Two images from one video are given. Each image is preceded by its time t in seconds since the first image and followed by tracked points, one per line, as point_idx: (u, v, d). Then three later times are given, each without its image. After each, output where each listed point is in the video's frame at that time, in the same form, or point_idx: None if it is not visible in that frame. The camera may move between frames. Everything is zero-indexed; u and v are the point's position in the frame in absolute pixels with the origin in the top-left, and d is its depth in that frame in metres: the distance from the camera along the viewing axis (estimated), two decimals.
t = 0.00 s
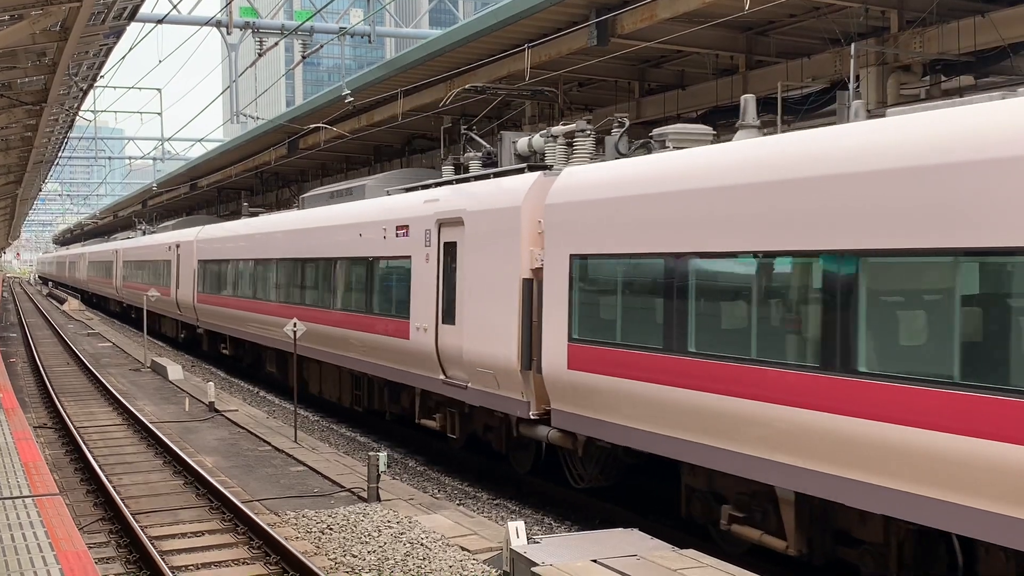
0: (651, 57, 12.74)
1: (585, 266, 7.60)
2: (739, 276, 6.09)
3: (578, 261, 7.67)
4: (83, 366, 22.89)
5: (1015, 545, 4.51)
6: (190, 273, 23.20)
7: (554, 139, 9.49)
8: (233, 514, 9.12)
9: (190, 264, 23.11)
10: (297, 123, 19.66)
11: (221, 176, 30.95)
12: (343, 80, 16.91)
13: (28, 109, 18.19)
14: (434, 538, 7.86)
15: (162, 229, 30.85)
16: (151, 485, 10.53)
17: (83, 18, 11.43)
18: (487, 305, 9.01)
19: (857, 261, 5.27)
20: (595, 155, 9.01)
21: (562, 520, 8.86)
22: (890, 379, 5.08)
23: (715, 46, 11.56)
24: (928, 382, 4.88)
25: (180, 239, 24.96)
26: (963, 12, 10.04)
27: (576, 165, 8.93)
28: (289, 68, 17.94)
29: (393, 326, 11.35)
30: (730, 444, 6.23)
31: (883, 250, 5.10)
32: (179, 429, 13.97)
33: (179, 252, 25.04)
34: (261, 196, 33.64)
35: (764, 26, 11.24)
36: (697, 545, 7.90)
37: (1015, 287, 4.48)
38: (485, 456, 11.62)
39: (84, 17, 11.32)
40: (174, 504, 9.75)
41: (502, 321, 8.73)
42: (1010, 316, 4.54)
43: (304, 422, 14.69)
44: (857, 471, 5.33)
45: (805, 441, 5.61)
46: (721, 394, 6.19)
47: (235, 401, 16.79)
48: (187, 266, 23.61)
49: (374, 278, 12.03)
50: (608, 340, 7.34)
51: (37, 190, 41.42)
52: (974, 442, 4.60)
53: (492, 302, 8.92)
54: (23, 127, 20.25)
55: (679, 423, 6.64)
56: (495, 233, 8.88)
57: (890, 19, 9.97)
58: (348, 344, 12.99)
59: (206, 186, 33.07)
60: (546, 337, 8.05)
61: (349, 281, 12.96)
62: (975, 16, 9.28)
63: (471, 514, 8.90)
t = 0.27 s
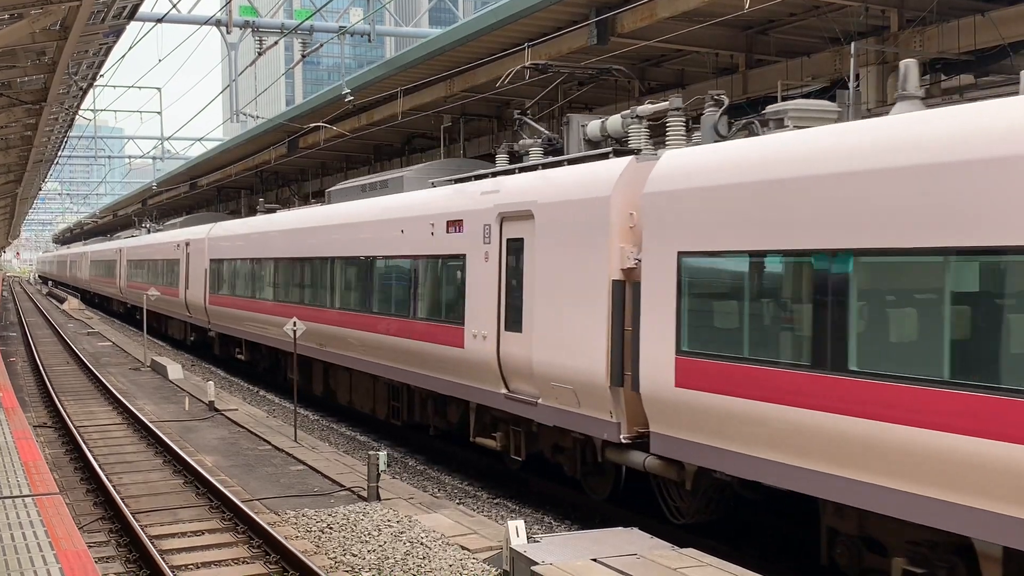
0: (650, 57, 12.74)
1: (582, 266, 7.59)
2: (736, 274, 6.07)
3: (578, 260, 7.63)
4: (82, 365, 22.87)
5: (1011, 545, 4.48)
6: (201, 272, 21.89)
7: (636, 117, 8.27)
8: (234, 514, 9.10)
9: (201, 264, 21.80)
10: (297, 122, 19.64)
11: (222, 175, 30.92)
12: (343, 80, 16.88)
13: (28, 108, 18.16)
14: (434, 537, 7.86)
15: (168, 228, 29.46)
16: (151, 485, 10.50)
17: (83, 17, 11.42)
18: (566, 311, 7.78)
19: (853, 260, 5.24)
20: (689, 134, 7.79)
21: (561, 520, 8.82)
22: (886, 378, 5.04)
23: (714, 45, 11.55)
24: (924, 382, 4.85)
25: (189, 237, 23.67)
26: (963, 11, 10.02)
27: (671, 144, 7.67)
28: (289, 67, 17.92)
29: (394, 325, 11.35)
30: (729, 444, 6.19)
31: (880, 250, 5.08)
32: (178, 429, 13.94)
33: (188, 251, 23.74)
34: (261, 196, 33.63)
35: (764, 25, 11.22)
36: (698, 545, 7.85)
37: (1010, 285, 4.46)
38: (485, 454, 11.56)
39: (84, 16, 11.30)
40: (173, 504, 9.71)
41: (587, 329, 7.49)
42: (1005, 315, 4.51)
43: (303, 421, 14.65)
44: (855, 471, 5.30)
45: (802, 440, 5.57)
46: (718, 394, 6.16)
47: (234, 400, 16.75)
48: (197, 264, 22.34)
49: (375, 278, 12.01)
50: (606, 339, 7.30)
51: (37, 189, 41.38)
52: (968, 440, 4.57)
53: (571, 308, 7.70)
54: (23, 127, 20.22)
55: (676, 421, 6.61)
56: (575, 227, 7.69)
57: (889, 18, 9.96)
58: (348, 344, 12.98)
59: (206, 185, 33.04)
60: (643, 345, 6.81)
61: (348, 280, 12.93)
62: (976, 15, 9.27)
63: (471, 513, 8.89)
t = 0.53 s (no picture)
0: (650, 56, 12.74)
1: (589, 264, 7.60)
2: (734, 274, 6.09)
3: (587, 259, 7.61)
4: (82, 365, 22.84)
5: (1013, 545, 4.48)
6: (213, 272, 20.64)
7: (754, 92, 6.88)
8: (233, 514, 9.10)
9: (214, 265, 20.56)
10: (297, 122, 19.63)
11: (221, 175, 30.90)
12: (343, 79, 16.87)
13: (28, 107, 18.15)
14: (434, 537, 7.86)
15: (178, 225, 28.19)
16: (151, 485, 10.49)
17: (83, 17, 11.41)
18: (682, 322, 6.51)
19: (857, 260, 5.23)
20: (825, 105, 6.51)
21: (562, 519, 8.83)
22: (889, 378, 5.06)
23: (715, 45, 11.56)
24: (929, 381, 4.87)
25: (199, 235, 22.43)
26: (963, 11, 10.04)
27: (805, 124, 6.43)
28: (288, 67, 17.89)
29: (394, 325, 11.34)
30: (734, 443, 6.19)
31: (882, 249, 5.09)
32: (178, 429, 13.93)
33: (198, 249, 22.49)
34: (261, 196, 33.61)
35: (765, 24, 11.23)
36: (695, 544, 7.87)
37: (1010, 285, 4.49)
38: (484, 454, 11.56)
39: (84, 15, 11.30)
40: (173, 504, 9.71)
41: (706, 343, 6.28)
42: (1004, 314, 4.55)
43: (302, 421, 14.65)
44: (858, 471, 5.30)
45: (808, 440, 5.57)
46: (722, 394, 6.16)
47: (234, 400, 16.75)
48: (209, 264, 21.02)
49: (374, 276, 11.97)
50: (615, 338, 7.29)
51: (36, 189, 41.34)
52: (967, 440, 4.60)
53: (690, 310, 6.44)
54: (23, 126, 20.20)
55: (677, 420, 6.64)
56: (685, 223, 6.50)
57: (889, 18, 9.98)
58: (346, 343, 12.98)
59: (206, 185, 33.00)
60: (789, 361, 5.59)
61: (347, 278, 12.89)
62: (976, 14, 9.28)
63: (471, 513, 8.88)
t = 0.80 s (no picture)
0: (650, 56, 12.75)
1: (591, 265, 7.61)
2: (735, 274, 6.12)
3: (590, 259, 7.61)
4: (82, 365, 22.83)
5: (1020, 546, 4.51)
6: (229, 274, 19.31)
7: (927, 55, 5.62)
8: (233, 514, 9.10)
9: (229, 267, 19.23)
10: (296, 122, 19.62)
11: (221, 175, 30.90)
12: (343, 79, 16.86)
13: (28, 108, 18.15)
14: (434, 537, 7.86)
15: (187, 224, 26.81)
16: (151, 485, 10.49)
17: (83, 17, 11.42)
18: (841, 331, 5.32)
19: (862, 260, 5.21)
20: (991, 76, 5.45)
21: (562, 519, 8.83)
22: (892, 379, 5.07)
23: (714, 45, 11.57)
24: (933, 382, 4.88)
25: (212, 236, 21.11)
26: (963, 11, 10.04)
27: (999, 93, 5.17)
28: (288, 67, 17.87)
29: (393, 325, 11.33)
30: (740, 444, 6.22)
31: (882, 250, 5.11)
32: (178, 429, 13.93)
33: (211, 249, 21.16)
34: (261, 196, 33.59)
35: (765, 24, 11.24)
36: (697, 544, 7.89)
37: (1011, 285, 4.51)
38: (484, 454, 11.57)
39: (84, 15, 11.30)
40: (173, 504, 9.71)
41: (882, 359, 5.06)
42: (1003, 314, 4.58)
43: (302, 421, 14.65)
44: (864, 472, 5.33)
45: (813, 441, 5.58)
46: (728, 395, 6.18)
47: (234, 400, 16.75)
48: (224, 265, 19.70)
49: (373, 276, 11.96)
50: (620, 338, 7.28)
51: (36, 189, 41.34)
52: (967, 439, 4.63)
53: (785, 338, 5.69)
54: (23, 127, 20.19)
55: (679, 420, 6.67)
56: (847, 212, 5.29)
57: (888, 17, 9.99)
58: (345, 342, 12.98)
59: (206, 185, 32.98)
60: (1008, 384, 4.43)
61: (346, 277, 12.88)
62: (976, 14, 9.28)
63: (471, 513, 8.88)
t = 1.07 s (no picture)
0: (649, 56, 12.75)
1: (592, 265, 7.62)
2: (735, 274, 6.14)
3: (591, 259, 7.62)
4: (82, 365, 22.85)
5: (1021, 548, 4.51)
6: (246, 275, 17.97)
7: None
8: (232, 514, 9.11)
9: (246, 268, 17.89)
10: (296, 122, 19.62)
11: (221, 175, 30.89)
12: (342, 79, 16.84)
13: (28, 108, 18.14)
14: (434, 537, 7.86)
15: (196, 223, 25.38)
16: (150, 485, 10.51)
17: (83, 18, 11.42)
18: None
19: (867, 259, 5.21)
20: None
21: (562, 519, 8.83)
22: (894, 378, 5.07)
23: (714, 45, 11.57)
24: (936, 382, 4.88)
25: (226, 235, 19.75)
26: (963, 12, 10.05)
27: None
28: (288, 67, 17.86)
29: (392, 325, 11.34)
30: (740, 443, 6.21)
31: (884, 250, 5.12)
32: (178, 429, 13.94)
33: (226, 249, 19.80)
34: (261, 196, 33.58)
35: (764, 25, 11.24)
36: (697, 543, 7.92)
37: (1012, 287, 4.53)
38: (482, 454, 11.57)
39: (84, 16, 11.30)
40: (173, 504, 9.72)
41: None
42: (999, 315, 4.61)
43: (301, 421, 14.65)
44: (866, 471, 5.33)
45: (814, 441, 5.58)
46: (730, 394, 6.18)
47: (234, 400, 16.74)
48: (241, 266, 18.37)
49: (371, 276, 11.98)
50: (622, 337, 7.29)
51: (35, 189, 41.33)
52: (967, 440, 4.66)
53: (1000, 354, 4.48)
54: (22, 127, 20.19)
55: (681, 420, 6.69)
56: None
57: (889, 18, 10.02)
58: (344, 342, 12.99)
59: (206, 185, 32.98)
60: None
61: (344, 277, 12.88)
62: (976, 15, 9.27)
63: (471, 513, 8.88)
